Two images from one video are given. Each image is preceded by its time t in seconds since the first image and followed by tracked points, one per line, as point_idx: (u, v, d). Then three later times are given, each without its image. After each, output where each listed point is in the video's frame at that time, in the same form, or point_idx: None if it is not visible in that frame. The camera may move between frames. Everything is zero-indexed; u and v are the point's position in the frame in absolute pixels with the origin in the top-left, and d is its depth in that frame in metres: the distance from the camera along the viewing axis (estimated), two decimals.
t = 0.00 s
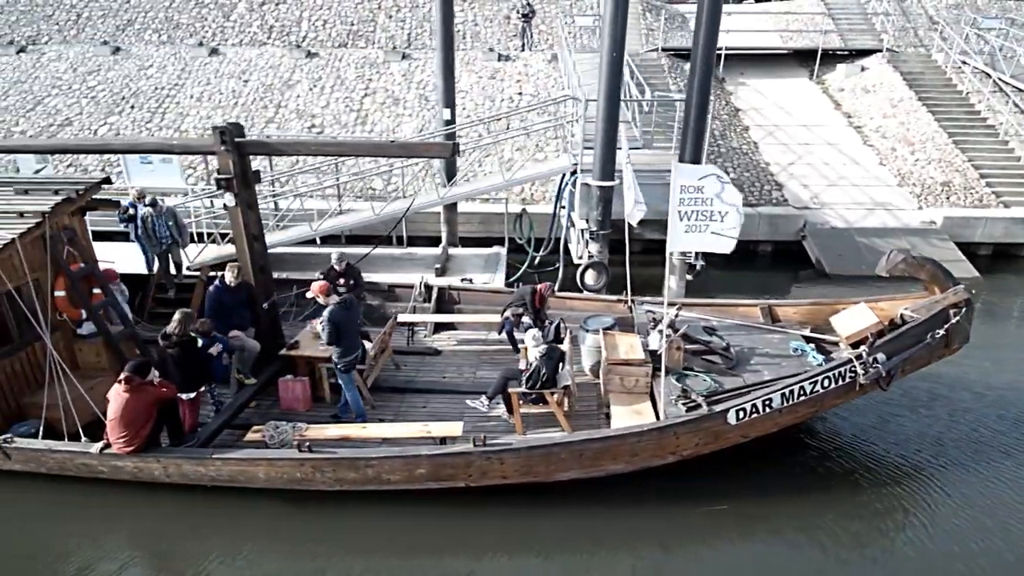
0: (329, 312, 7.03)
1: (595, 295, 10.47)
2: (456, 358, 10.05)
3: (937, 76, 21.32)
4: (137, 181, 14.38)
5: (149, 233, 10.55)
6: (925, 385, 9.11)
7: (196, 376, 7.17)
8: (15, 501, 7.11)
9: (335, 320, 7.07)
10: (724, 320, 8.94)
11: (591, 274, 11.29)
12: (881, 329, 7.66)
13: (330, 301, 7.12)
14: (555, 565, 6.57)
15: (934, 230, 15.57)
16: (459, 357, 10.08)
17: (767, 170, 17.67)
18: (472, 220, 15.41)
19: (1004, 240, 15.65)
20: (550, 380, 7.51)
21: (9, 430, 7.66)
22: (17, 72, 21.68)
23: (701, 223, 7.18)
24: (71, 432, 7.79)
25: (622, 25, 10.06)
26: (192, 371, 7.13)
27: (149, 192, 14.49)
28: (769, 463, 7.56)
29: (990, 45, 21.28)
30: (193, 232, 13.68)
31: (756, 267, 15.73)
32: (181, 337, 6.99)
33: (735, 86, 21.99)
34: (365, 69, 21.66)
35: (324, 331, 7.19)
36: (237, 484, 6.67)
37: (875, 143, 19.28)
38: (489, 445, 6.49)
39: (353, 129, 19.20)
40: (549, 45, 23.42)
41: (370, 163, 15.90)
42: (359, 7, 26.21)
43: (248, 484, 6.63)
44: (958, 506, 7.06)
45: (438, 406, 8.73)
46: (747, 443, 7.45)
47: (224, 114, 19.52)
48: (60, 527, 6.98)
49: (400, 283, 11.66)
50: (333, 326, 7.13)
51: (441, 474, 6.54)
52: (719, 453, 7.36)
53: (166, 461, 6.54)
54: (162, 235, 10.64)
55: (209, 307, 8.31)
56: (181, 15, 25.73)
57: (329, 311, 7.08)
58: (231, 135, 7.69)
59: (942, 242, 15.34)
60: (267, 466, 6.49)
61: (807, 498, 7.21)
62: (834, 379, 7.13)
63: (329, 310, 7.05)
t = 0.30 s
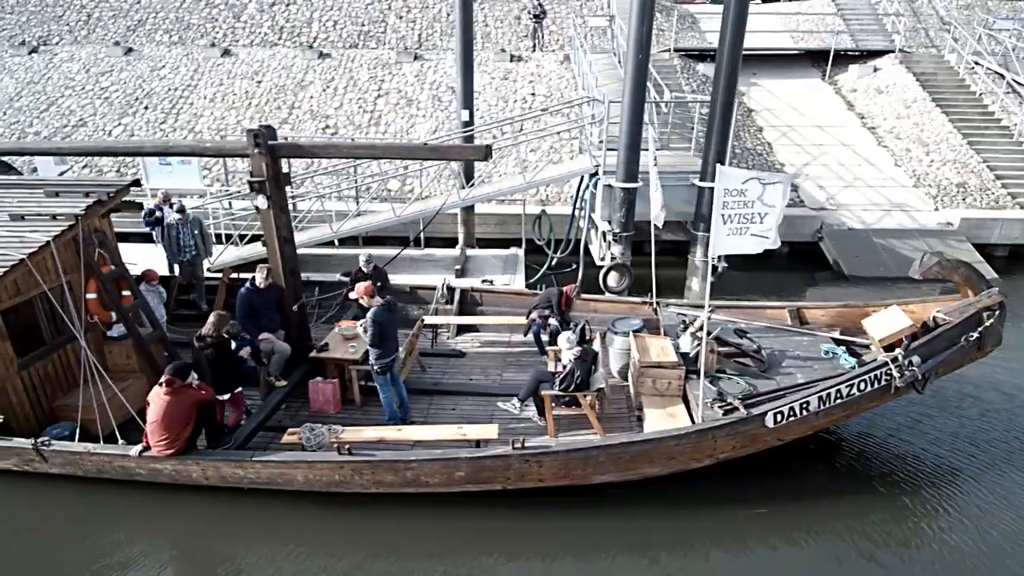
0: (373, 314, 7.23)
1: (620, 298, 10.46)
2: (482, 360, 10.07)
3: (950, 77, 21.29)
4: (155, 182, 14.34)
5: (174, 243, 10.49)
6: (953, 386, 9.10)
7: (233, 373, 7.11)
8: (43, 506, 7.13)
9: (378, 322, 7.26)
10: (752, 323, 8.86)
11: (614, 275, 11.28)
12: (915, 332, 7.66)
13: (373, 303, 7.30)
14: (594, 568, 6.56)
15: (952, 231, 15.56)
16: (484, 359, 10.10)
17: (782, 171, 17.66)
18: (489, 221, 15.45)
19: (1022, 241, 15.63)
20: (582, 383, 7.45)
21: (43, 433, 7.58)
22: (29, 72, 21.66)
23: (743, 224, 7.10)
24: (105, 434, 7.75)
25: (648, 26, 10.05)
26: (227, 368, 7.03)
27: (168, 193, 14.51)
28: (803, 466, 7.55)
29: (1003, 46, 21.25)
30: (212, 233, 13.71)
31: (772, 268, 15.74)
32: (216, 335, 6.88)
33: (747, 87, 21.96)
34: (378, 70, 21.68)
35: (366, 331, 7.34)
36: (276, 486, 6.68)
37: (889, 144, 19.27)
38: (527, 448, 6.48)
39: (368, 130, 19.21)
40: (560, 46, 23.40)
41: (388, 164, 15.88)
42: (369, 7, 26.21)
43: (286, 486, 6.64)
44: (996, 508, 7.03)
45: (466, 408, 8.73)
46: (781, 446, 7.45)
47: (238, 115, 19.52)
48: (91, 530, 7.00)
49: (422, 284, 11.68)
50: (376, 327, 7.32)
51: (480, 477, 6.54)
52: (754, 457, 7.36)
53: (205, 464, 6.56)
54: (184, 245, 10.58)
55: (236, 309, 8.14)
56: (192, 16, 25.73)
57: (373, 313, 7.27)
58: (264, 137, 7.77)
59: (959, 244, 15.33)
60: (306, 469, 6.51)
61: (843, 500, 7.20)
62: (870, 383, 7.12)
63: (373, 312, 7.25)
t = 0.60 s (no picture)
0: (412, 314, 7.40)
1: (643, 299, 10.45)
2: (506, 362, 10.05)
3: (961, 77, 21.28)
4: (174, 183, 14.48)
5: (203, 256, 9.94)
6: (980, 388, 9.08)
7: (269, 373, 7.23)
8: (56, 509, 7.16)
9: (416, 322, 7.43)
10: (780, 326, 8.85)
11: (636, 276, 11.24)
12: (947, 334, 7.68)
13: (412, 303, 7.48)
14: (631, 571, 6.54)
15: (967, 232, 15.55)
16: (508, 361, 10.08)
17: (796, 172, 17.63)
18: (504, 222, 15.44)
19: None
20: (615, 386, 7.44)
21: (75, 437, 7.53)
22: (39, 72, 21.60)
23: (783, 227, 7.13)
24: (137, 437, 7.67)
25: (672, 28, 10.00)
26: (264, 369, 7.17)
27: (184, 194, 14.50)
28: (835, 469, 7.53)
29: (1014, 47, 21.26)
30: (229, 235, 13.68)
31: (788, 269, 15.74)
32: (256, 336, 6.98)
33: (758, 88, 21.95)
34: (389, 71, 21.68)
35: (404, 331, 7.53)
36: (312, 489, 6.67)
37: (902, 145, 19.27)
38: (565, 451, 6.45)
39: (380, 131, 19.21)
40: (570, 46, 23.39)
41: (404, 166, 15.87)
42: (378, 8, 26.19)
43: (323, 489, 6.64)
44: None
45: (494, 411, 8.72)
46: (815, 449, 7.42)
47: (251, 116, 19.51)
48: (97, 538, 6.96)
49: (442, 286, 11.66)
50: (414, 328, 7.48)
51: (517, 480, 6.52)
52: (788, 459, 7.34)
53: (243, 467, 6.57)
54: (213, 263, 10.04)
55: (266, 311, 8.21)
56: (201, 17, 25.69)
57: (412, 313, 7.45)
58: (295, 140, 7.79)
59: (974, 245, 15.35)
60: (344, 472, 6.51)
61: (879, 502, 7.17)
62: (905, 385, 7.12)
63: (412, 312, 7.42)
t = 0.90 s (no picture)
0: (450, 315, 7.47)
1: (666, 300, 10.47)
2: (531, 363, 10.03)
3: (974, 78, 21.26)
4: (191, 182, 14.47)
5: (231, 274, 9.73)
6: (1010, 389, 9.07)
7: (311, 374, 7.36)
8: (68, 510, 7.22)
9: (453, 322, 7.50)
10: (810, 328, 8.87)
11: (659, 278, 11.27)
12: (982, 336, 7.66)
13: (450, 304, 7.57)
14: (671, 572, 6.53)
15: (985, 233, 15.54)
16: (534, 363, 10.06)
17: (812, 173, 17.59)
18: (521, 223, 15.42)
19: None
20: (650, 389, 7.42)
21: (111, 439, 7.52)
22: (52, 72, 21.58)
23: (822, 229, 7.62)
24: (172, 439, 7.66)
25: (699, 30, 9.99)
26: (306, 370, 7.27)
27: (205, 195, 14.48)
28: (871, 471, 7.51)
29: None
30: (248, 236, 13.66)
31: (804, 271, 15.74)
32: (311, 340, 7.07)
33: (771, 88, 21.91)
34: (402, 71, 21.70)
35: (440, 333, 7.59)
36: (351, 491, 6.67)
37: (916, 146, 19.24)
38: (607, 454, 6.44)
39: (394, 132, 19.22)
40: (582, 47, 23.39)
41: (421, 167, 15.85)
42: (389, 8, 26.19)
43: (362, 491, 6.64)
44: None
45: (524, 412, 8.69)
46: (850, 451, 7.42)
47: (265, 117, 19.52)
48: (113, 542, 6.97)
49: (464, 287, 11.63)
50: (450, 329, 7.54)
51: (558, 482, 6.51)
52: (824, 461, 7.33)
53: (283, 469, 6.58)
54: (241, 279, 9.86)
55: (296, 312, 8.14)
56: (211, 18, 25.68)
57: (449, 314, 7.52)
58: (329, 142, 7.82)
59: (992, 245, 15.35)
60: (384, 474, 6.51)
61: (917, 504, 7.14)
62: (942, 388, 7.13)
63: (450, 313, 7.49)
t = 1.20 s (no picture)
0: (483, 316, 7.46)
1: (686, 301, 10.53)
2: (556, 364, 10.01)
3: (986, 79, 21.26)
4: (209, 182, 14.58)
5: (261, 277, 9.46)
6: None
7: (356, 376, 7.43)
8: (99, 509, 7.19)
9: (486, 323, 7.48)
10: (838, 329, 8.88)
11: (681, 279, 11.33)
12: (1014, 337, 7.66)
13: (482, 306, 7.57)
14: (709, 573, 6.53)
15: (1001, 233, 15.55)
16: (558, 364, 10.04)
17: (826, 173, 17.58)
18: (537, 224, 15.40)
19: None
20: (684, 390, 7.43)
21: (145, 440, 7.53)
22: (64, 73, 21.57)
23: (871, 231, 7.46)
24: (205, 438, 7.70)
25: (724, 31, 9.98)
26: (357, 372, 7.34)
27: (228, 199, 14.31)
28: (905, 472, 7.50)
29: None
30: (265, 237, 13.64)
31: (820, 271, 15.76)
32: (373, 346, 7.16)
33: (782, 89, 21.91)
34: (414, 72, 21.73)
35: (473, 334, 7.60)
36: (389, 492, 6.67)
37: (930, 146, 19.23)
38: (645, 456, 6.44)
39: (407, 133, 19.24)
40: (592, 48, 23.42)
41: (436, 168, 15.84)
42: (398, 9, 26.21)
43: (400, 493, 6.64)
44: None
45: (553, 413, 8.67)
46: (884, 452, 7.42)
47: (278, 118, 19.54)
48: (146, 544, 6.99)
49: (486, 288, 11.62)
50: (484, 330, 7.52)
51: (596, 483, 6.51)
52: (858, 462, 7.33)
53: (322, 470, 6.60)
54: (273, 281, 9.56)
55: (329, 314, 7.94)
56: (221, 18, 25.69)
57: (482, 315, 7.51)
58: (362, 144, 7.83)
59: (1007, 246, 15.37)
60: (423, 475, 6.52)
61: (953, 505, 7.13)
62: (976, 389, 7.19)
63: (483, 314, 7.48)
